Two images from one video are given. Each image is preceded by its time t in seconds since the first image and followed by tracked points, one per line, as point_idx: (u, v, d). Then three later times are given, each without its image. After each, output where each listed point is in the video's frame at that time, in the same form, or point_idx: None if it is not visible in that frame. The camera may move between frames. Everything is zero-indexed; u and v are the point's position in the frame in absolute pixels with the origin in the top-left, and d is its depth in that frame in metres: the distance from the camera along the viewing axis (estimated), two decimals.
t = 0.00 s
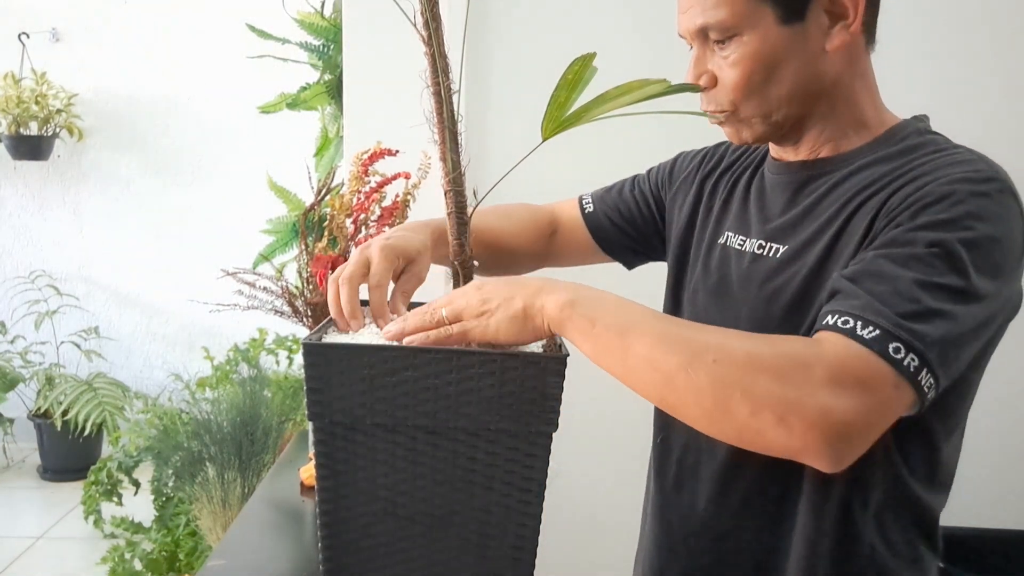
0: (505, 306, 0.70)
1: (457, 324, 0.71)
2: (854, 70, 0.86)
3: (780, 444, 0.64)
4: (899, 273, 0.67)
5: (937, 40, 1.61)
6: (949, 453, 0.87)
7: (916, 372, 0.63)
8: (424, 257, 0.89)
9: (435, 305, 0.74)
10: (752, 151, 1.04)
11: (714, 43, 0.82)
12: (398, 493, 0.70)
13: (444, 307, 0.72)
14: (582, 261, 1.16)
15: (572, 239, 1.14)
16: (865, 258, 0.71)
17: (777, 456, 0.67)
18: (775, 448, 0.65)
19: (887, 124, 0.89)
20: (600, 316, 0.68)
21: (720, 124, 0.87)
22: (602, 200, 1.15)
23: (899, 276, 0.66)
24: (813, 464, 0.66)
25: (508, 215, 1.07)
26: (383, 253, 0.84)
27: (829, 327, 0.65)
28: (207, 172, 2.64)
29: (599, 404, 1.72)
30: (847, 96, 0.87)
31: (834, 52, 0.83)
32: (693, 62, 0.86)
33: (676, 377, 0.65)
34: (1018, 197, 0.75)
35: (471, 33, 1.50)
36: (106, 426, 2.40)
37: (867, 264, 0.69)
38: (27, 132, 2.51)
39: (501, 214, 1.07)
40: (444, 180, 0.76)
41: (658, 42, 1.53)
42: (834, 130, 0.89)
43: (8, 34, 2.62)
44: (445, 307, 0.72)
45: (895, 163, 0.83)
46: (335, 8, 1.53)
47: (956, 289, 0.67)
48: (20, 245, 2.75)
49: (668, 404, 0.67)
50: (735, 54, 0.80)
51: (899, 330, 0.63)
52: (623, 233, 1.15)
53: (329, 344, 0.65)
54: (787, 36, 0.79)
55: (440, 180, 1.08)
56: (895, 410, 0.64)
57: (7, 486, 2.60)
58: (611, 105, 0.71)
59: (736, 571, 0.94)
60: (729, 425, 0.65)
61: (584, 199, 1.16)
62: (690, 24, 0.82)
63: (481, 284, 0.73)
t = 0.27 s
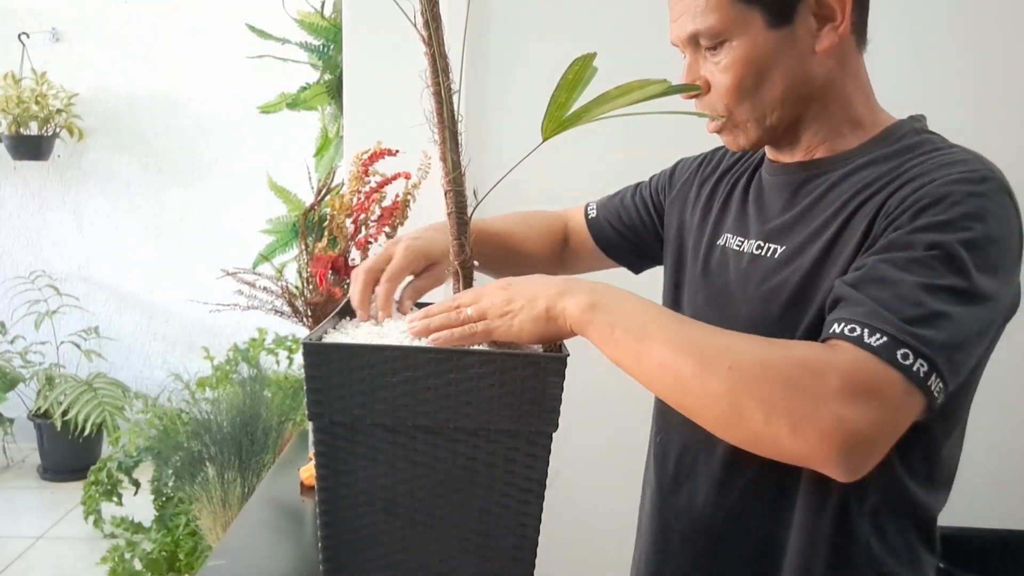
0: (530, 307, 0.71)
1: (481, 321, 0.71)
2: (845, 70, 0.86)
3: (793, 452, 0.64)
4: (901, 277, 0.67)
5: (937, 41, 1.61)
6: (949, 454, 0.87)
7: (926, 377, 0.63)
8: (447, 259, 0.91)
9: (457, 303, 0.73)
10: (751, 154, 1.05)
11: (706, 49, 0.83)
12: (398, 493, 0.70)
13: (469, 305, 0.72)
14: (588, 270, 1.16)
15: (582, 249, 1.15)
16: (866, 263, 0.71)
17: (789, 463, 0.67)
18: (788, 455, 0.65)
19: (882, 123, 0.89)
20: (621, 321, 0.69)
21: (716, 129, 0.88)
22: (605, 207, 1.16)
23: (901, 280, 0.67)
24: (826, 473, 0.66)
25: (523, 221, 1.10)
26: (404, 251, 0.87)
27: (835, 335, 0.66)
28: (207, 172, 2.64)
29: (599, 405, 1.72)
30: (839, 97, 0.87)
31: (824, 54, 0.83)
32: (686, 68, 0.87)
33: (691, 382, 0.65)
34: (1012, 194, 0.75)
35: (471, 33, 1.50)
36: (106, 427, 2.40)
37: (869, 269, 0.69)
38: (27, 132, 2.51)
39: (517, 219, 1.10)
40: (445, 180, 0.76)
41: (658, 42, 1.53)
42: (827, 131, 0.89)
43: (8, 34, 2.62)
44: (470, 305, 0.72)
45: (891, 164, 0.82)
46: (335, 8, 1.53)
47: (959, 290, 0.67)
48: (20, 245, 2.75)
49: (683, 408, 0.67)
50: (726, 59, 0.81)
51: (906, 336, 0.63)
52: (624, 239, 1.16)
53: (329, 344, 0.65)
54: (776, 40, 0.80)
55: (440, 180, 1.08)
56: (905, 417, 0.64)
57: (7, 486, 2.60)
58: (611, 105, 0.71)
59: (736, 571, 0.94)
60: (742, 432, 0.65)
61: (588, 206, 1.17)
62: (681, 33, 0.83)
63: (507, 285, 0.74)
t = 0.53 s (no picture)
0: (560, 305, 0.72)
1: (511, 317, 0.72)
2: (837, 71, 0.86)
3: (811, 459, 0.64)
4: (907, 283, 0.67)
5: (937, 40, 1.61)
6: (949, 454, 0.87)
7: (940, 384, 0.63)
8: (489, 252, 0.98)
9: (485, 295, 0.74)
10: (745, 157, 1.05)
11: (700, 54, 0.82)
12: (398, 493, 0.70)
13: (499, 299, 0.73)
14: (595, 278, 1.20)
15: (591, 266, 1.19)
16: (870, 269, 0.71)
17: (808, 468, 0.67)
18: (807, 461, 0.65)
19: (875, 124, 0.89)
20: (647, 323, 0.70)
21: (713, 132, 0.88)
22: (607, 220, 1.19)
23: (908, 286, 0.66)
24: (844, 481, 0.66)
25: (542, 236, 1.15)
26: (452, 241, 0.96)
27: (848, 345, 0.65)
28: (207, 172, 2.64)
29: (599, 405, 1.72)
30: (833, 99, 0.87)
31: (817, 56, 0.82)
32: (681, 72, 0.86)
33: (713, 386, 0.65)
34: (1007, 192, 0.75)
35: (471, 33, 1.50)
36: (106, 426, 2.40)
37: (875, 276, 0.69)
38: (27, 132, 2.51)
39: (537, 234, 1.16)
40: (445, 180, 0.76)
41: (658, 41, 1.53)
42: (822, 131, 0.89)
43: (8, 34, 2.62)
44: (500, 299, 0.73)
45: (889, 164, 0.82)
46: (335, 8, 1.53)
47: (965, 293, 0.67)
48: (20, 245, 2.74)
49: (705, 409, 0.67)
50: (721, 64, 0.81)
51: (919, 343, 0.63)
52: (624, 250, 1.18)
53: (328, 344, 0.65)
54: (771, 44, 0.79)
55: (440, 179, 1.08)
56: (921, 424, 0.64)
57: (7, 486, 2.60)
58: (610, 106, 0.71)
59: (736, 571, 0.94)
60: (763, 437, 0.65)
61: (589, 220, 1.20)
62: (676, 37, 0.82)
63: (535, 280, 0.75)
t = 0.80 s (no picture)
0: (579, 306, 0.74)
1: (531, 314, 0.73)
2: (835, 75, 0.86)
3: (826, 465, 0.65)
4: (913, 289, 0.66)
5: (937, 41, 1.61)
6: (949, 453, 0.87)
7: (949, 388, 0.63)
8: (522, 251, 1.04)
9: (507, 291, 0.76)
10: (744, 160, 1.05)
11: (701, 58, 0.82)
12: (398, 493, 0.70)
13: (520, 296, 0.74)
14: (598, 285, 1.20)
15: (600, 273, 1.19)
16: (874, 275, 0.71)
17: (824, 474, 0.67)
18: (822, 467, 0.65)
19: (873, 126, 0.89)
20: (667, 325, 0.70)
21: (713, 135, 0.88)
22: (611, 229, 1.19)
23: (913, 291, 0.66)
24: (858, 487, 0.66)
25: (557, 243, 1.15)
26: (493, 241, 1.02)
27: (855, 352, 0.65)
28: (207, 172, 2.64)
29: (599, 405, 1.72)
30: (832, 102, 0.87)
31: (817, 58, 0.82)
32: (682, 77, 0.86)
33: (729, 392, 0.66)
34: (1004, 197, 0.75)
35: (471, 33, 1.50)
36: (106, 427, 2.40)
37: (879, 281, 0.69)
38: (27, 132, 2.51)
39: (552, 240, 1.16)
40: (445, 180, 0.76)
41: (658, 41, 1.53)
42: (821, 134, 0.89)
43: (7, 34, 2.62)
44: (521, 296, 0.74)
45: (887, 166, 0.82)
46: (335, 8, 1.53)
47: (968, 296, 0.66)
48: (20, 245, 2.74)
49: (720, 412, 0.68)
50: (721, 68, 0.80)
51: (927, 348, 0.63)
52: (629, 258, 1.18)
53: (328, 344, 0.65)
54: (771, 47, 0.79)
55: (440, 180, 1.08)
56: (933, 430, 0.64)
57: (7, 487, 2.60)
58: (611, 105, 0.71)
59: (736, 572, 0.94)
60: (778, 442, 0.66)
61: (593, 229, 1.21)
62: (676, 42, 0.82)
63: (556, 277, 0.77)
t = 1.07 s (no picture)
0: (574, 294, 0.74)
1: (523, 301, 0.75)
2: (839, 76, 0.86)
3: (835, 456, 0.64)
4: (921, 282, 0.66)
5: (937, 41, 1.61)
6: (949, 453, 0.87)
7: (958, 380, 0.63)
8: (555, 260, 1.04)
9: (501, 282, 0.77)
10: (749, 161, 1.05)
11: (706, 63, 0.82)
12: (398, 492, 0.70)
13: (513, 284, 0.75)
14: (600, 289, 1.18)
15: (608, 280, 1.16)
16: (880, 270, 0.71)
17: (833, 467, 0.67)
18: (832, 459, 0.65)
19: (877, 127, 0.88)
20: (666, 318, 0.70)
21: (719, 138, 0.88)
22: (614, 233, 1.16)
23: (922, 285, 0.66)
24: (868, 479, 0.66)
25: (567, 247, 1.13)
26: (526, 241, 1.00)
27: (865, 341, 0.65)
28: (207, 172, 2.64)
29: (599, 404, 1.72)
30: (836, 103, 0.86)
31: (820, 60, 0.82)
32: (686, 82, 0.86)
33: (736, 385, 0.66)
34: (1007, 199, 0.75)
35: (471, 32, 1.50)
36: (106, 427, 2.40)
37: (887, 277, 0.68)
38: (28, 132, 2.51)
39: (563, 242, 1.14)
40: (445, 180, 0.76)
41: (657, 41, 1.53)
42: (825, 135, 0.88)
43: (8, 34, 2.62)
44: (514, 284, 0.75)
45: (889, 168, 0.82)
46: (335, 8, 1.53)
47: (975, 292, 0.66)
48: (20, 245, 2.74)
49: (725, 407, 0.68)
50: (726, 72, 0.80)
51: (937, 340, 0.63)
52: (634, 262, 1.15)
53: (328, 344, 0.65)
54: (775, 51, 0.79)
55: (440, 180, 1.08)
56: (942, 419, 0.64)
57: (7, 486, 2.60)
58: (612, 105, 0.71)
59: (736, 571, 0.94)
60: (787, 434, 0.65)
61: (595, 233, 1.18)
62: (680, 47, 0.82)
63: (549, 265, 0.77)
